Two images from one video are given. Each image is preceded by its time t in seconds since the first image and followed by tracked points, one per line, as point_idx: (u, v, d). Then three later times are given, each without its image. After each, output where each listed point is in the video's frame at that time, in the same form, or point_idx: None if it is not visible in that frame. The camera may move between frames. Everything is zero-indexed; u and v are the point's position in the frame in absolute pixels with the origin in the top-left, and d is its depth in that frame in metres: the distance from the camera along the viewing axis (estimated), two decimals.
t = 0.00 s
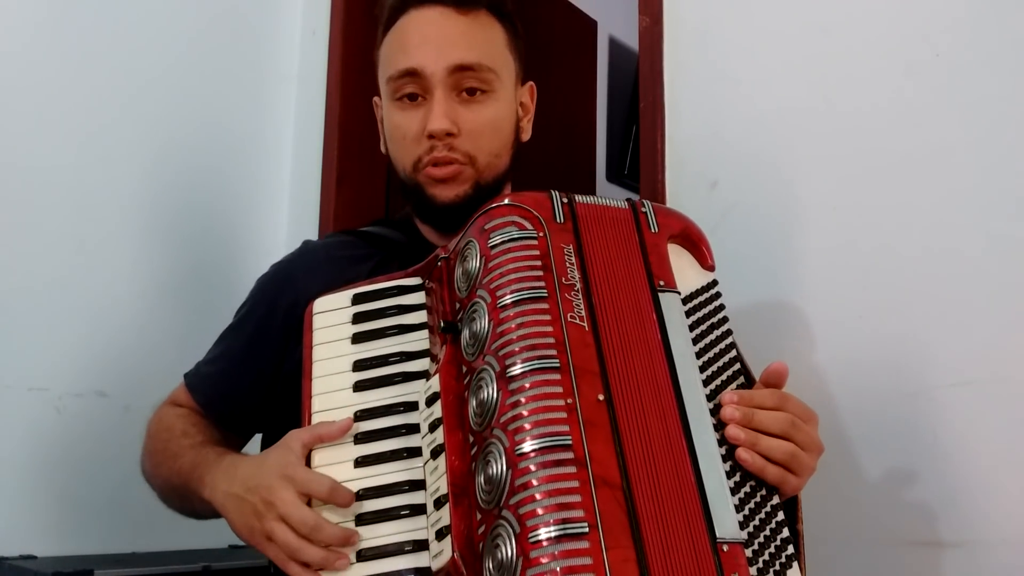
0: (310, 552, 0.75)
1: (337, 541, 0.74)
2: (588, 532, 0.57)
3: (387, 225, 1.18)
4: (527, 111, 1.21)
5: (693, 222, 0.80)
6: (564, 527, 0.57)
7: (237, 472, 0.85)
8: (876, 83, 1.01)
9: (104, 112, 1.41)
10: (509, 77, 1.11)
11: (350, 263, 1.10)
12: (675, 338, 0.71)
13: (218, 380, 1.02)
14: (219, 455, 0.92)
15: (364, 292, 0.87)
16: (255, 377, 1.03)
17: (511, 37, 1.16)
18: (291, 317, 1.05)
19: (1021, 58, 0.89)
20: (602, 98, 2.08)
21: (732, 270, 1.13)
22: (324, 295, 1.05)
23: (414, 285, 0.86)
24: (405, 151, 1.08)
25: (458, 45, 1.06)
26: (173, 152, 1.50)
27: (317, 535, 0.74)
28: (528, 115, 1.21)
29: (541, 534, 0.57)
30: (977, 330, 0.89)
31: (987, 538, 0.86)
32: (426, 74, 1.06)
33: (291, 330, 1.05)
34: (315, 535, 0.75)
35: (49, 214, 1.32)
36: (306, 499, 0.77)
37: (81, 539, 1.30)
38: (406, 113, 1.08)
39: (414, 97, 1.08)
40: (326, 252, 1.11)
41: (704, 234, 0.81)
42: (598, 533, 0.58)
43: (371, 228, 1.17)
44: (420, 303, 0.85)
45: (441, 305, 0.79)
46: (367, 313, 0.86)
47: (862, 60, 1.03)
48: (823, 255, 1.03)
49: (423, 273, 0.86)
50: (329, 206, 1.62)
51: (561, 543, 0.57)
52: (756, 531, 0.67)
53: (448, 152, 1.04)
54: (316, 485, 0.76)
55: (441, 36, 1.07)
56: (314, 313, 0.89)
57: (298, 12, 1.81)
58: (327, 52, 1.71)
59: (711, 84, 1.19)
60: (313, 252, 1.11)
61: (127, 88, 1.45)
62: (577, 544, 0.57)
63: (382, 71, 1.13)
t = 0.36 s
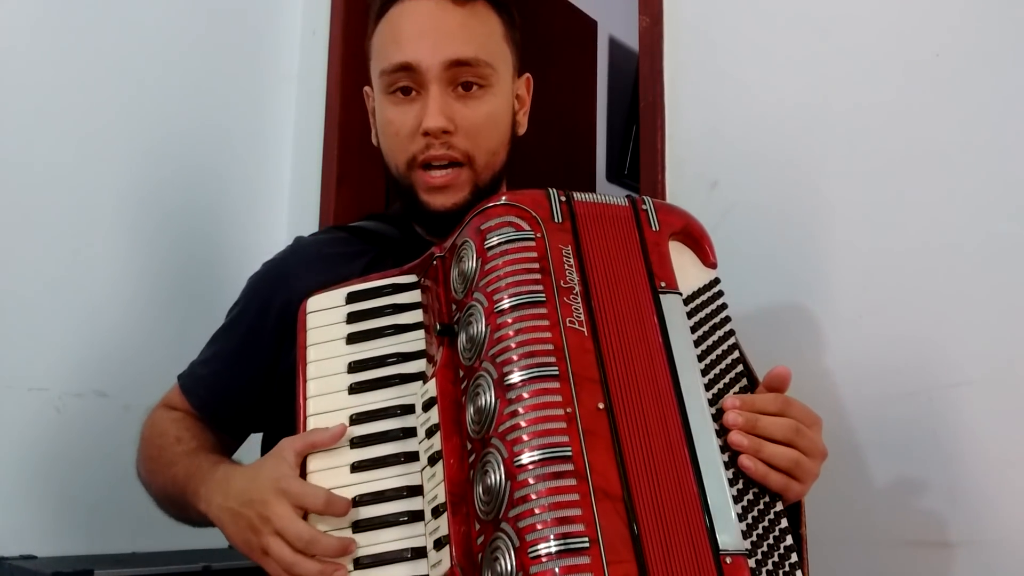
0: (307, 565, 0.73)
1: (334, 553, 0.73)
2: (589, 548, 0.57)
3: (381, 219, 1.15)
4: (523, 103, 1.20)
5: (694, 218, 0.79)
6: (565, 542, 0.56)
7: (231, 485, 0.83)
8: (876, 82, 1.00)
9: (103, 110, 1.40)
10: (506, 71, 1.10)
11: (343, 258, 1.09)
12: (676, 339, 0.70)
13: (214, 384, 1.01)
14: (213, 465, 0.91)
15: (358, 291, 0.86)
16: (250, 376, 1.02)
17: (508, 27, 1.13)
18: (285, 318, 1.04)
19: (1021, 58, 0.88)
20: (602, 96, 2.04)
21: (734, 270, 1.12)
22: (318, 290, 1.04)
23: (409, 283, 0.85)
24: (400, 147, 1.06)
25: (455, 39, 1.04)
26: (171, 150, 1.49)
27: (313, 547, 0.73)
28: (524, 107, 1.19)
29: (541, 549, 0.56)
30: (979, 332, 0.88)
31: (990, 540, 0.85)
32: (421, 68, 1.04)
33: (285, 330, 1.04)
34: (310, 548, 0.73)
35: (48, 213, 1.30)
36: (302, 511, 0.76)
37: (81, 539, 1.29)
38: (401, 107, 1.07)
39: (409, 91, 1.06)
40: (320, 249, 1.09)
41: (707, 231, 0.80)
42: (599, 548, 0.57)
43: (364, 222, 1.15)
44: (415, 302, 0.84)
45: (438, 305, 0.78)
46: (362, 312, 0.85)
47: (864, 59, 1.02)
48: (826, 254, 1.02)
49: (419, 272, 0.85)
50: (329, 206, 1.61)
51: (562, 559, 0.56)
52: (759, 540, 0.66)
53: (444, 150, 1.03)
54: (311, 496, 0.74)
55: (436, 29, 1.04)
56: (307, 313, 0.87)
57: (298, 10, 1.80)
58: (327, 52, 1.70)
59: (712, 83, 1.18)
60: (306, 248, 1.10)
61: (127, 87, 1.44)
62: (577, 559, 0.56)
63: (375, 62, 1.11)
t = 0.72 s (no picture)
0: (306, 540, 0.72)
1: (325, 521, 0.71)
2: (593, 547, 0.56)
3: (379, 219, 1.15)
4: (524, 103, 1.20)
5: (705, 218, 0.78)
6: (570, 542, 0.56)
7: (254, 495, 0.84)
8: (878, 81, 0.99)
9: (104, 110, 1.40)
10: (509, 67, 1.10)
11: (342, 260, 1.09)
12: (685, 339, 0.70)
13: (214, 387, 1.00)
14: (241, 478, 0.91)
15: (366, 283, 0.86)
16: (251, 376, 1.02)
17: (512, 25, 1.14)
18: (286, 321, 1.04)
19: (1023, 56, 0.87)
20: (602, 99, 2.06)
21: (736, 270, 1.12)
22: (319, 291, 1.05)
23: (417, 277, 0.84)
24: (399, 141, 1.06)
25: (458, 33, 1.04)
26: (172, 149, 1.49)
27: (304, 522, 0.72)
28: (525, 108, 1.19)
29: (545, 548, 0.56)
30: (983, 332, 0.88)
31: (994, 540, 0.85)
32: (424, 61, 1.04)
33: (283, 331, 1.04)
34: (302, 523, 0.72)
35: (49, 212, 1.30)
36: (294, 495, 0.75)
37: (82, 539, 1.29)
38: (401, 100, 1.06)
39: (410, 84, 1.06)
40: (317, 251, 1.09)
41: (717, 231, 0.79)
42: (603, 548, 0.56)
43: (361, 222, 1.15)
44: (422, 295, 0.84)
45: (445, 299, 0.78)
46: (369, 305, 0.84)
47: (865, 59, 1.01)
48: (827, 255, 1.02)
49: (426, 264, 0.84)
50: (330, 205, 1.61)
51: (566, 558, 0.56)
52: (764, 543, 0.65)
53: (444, 144, 1.03)
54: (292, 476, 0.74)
55: (440, 22, 1.04)
56: (313, 305, 0.87)
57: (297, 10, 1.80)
58: (327, 51, 1.70)
59: (713, 83, 1.18)
60: (305, 249, 1.09)
61: (128, 86, 1.44)
62: (582, 558, 0.56)
63: (377, 55, 1.10)
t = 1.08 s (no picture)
0: (300, 543, 0.72)
1: (321, 523, 0.71)
2: (589, 543, 0.57)
3: (384, 224, 1.15)
4: (527, 111, 1.20)
5: (701, 219, 0.79)
6: (565, 537, 0.56)
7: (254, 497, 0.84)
8: (877, 83, 1.00)
9: (105, 111, 1.40)
10: (515, 81, 1.10)
11: (344, 263, 1.09)
12: (681, 339, 0.70)
13: (218, 392, 1.01)
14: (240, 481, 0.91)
15: (365, 287, 0.86)
16: (253, 381, 1.02)
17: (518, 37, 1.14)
18: (287, 325, 1.04)
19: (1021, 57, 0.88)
20: (602, 98, 2.05)
21: (735, 271, 1.12)
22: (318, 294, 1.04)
23: (416, 280, 0.85)
24: (404, 150, 1.06)
25: (467, 46, 1.04)
26: (172, 150, 1.49)
27: (300, 525, 0.72)
28: (528, 116, 1.19)
29: (541, 544, 0.56)
30: (978, 331, 0.88)
31: (990, 539, 0.85)
32: (431, 72, 1.04)
33: (285, 335, 1.04)
34: (298, 525, 0.72)
35: (49, 212, 1.31)
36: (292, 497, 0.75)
37: (81, 539, 1.29)
38: (408, 110, 1.06)
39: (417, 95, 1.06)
40: (319, 256, 1.10)
41: (714, 232, 0.79)
42: (598, 543, 0.57)
43: (365, 228, 1.15)
44: (422, 298, 0.84)
45: (443, 301, 0.78)
46: (369, 308, 0.85)
47: (864, 60, 1.02)
48: (825, 255, 1.03)
49: (425, 268, 0.85)
50: (330, 206, 1.62)
51: (562, 553, 0.56)
52: (760, 539, 0.65)
53: (449, 156, 1.03)
54: (291, 477, 0.74)
55: (449, 34, 1.04)
56: (313, 308, 0.87)
57: (298, 11, 1.80)
58: (328, 52, 1.71)
59: (712, 84, 1.18)
60: (308, 254, 1.10)
61: (129, 88, 1.45)
62: (577, 554, 0.56)
63: (384, 63, 1.10)
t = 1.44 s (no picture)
0: (298, 547, 0.72)
1: (319, 528, 0.72)
2: (584, 539, 0.57)
3: (385, 226, 1.15)
4: (531, 119, 1.20)
5: (697, 220, 0.79)
6: (561, 534, 0.57)
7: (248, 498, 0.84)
8: (876, 83, 1.00)
9: (105, 112, 1.41)
10: (517, 92, 1.09)
11: (344, 264, 1.09)
12: (676, 338, 0.70)
13: (218, 392, 1.02)
14: (236, 481, 0.91)
15: (363, 290, 0.87)
16: (252, 382, 1.03)
17: (525, 45, 1.13)
18: (287, 325, 1.04)
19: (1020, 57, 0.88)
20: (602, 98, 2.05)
21: (733, 271, 1.13)
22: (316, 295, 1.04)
23: (413, 282, 0.85)
24: (402, 156, 1.07)
25: (470, 58, 1.03)
26: (172, 151, 1.50)
27: (297, 529, 0.72)
28: (531, 124, 1.19)
29: (536, 540, 0.57)
30: (977, 331, 0.88)
31: (988, 538, 0.85)
32: (433, 81, 1.03)
33: (285, 336, 1.04)
34: (296, 530, 0.73)
35: (49, 213, 1.31)
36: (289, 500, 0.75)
37: (81, 539, 1.29)
38: (409, 117, 1.06)
39: (418, 102, 1.06)
40: (320, 256, 1.10)
41: (709, 232, 0.80)
42: (594, 540, 0.57)
43: (366, 229, 1.15)
44: (419, 301, 0.84)
45: (440, 303, 0.79)
46: (367, 310, 0.85)
47: (863, 60, 1.02)
48: (824, 255, 1.03)
49: (423, 270, 0.85)
50: (330, 206, 1.62)
51: (557, 550, 0.56)
52: (756, 537, 0.66)
53: (445, 166, 1.03)
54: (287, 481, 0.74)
55: (453, 45, 1.03)
56: (312, 311, 0.88)
57: (298, 11, 1.80)
58: (328, 53, 1.71)
59: (711, 84, 1.19)
60: (307, 255, 1.10)
61: (129, 90, 1.45)
62: (573, 550, 0.56)
63: (389, 66, 1.10)
